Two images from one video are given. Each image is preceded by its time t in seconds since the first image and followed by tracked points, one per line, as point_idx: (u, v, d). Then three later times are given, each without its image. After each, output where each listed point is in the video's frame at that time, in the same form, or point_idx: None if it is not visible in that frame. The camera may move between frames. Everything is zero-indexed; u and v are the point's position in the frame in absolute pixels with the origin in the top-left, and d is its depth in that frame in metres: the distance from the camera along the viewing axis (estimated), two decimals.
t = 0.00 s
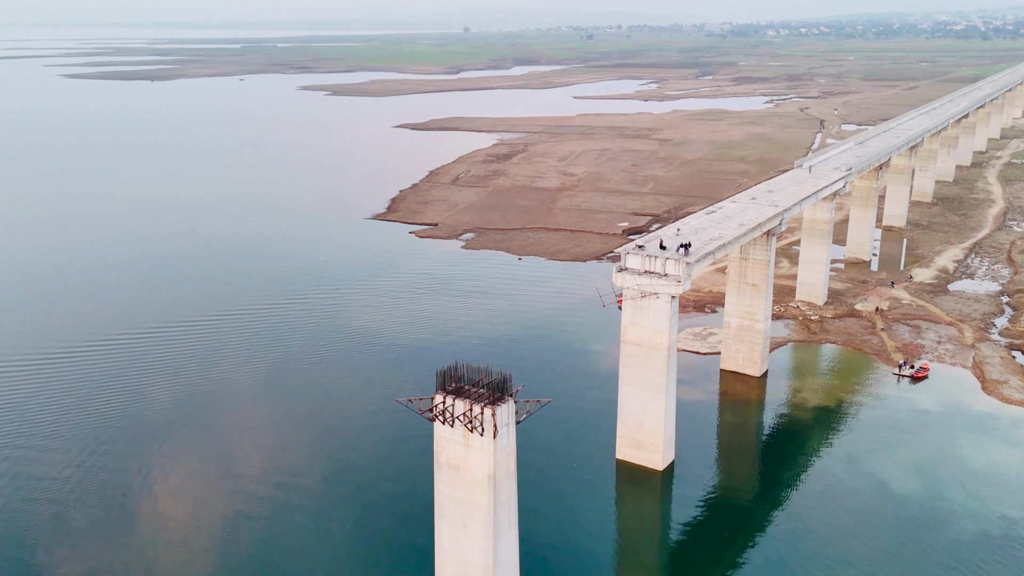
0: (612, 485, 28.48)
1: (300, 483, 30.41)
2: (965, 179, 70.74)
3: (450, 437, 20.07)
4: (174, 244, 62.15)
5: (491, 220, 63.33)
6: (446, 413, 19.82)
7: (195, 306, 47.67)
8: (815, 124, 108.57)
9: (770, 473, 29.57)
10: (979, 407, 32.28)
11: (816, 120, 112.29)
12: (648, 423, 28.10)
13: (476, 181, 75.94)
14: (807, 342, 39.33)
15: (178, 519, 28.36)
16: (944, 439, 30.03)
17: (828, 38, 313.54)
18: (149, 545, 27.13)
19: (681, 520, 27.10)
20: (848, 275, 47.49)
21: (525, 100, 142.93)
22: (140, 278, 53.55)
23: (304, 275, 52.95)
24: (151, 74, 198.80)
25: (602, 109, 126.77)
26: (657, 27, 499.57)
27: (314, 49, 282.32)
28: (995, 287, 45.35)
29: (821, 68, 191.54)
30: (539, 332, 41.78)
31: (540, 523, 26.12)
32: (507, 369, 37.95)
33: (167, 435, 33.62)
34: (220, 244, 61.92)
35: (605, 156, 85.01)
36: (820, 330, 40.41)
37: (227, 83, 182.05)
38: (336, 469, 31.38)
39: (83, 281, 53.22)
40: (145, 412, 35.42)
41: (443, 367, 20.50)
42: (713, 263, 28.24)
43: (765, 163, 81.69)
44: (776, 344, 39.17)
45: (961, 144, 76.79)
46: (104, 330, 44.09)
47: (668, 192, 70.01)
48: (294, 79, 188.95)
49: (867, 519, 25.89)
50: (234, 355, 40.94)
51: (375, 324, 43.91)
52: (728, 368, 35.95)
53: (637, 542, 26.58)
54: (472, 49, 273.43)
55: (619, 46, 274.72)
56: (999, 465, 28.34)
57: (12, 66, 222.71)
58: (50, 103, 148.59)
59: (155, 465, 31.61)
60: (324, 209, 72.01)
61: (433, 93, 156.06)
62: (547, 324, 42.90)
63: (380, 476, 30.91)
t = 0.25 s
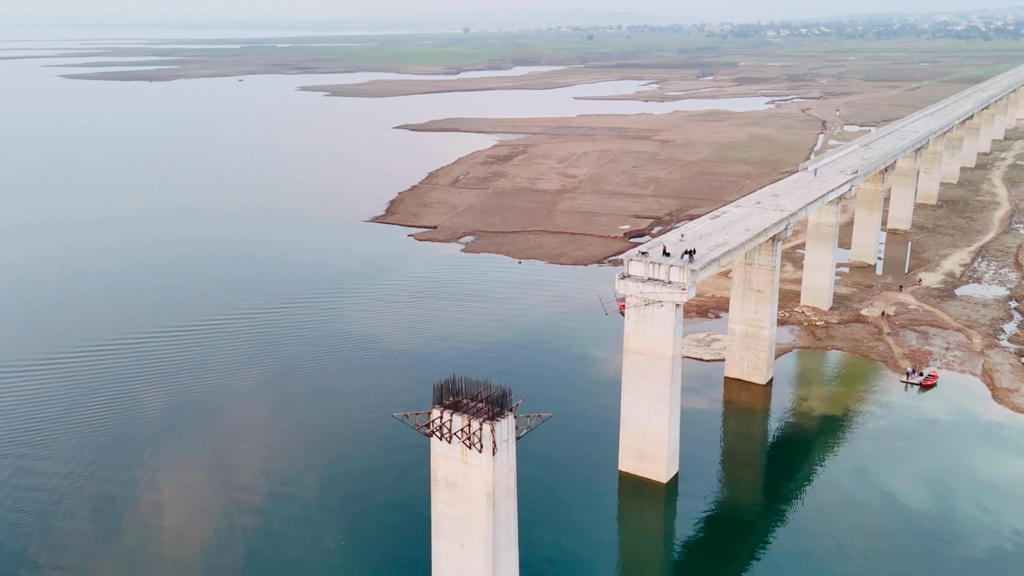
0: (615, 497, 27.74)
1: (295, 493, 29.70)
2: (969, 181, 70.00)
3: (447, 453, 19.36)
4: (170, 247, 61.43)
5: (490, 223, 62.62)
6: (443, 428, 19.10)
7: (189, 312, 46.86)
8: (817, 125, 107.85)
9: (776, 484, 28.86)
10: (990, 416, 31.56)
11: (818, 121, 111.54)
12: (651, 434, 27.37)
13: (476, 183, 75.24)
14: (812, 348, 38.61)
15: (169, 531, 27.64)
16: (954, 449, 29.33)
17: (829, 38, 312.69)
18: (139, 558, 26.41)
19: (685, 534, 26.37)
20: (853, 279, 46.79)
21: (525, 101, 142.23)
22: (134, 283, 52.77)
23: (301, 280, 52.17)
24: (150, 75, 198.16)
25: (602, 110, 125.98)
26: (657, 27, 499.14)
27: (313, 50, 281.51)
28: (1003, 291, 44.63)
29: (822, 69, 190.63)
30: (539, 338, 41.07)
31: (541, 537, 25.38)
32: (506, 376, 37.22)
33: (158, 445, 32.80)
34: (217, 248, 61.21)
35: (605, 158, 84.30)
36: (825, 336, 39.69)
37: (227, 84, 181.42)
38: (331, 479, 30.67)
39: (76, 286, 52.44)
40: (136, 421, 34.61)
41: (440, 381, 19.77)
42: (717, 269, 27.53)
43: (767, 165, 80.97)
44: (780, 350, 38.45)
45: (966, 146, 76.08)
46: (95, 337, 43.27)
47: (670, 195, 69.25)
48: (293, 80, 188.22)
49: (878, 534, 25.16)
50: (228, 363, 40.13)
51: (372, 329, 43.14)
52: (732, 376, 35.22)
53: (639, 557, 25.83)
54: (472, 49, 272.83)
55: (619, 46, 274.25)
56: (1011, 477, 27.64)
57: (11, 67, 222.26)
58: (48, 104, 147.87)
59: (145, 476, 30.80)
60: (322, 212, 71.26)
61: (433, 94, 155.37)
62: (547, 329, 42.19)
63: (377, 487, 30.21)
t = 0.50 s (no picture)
0: (617, 508, 27.06)
1: (290, 503, 29.01)
2: (973, 183, 69.34)
3: (445, 469, 18.72)
4: (166, 250, 60.71)
5: (490, 225, 61.97)
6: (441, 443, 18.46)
7: (184, 316, 46.13)
8: (818, 126, 107.19)
9: (783, 495, 28.17)
10: (1000, 425, 30.93)
11: (820, 122, 110.90)
12: (654, 444, 26.71)
13: (475, 185, 74.58)
14: (817, 354, 37.96)
15: (161, 542, 26.97)
16: (964, 460, 28.71)
17: (829, 38, 312.07)
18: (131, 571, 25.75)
19: (690, 548, 25.69)
20: (858, 283, 46.15)
21: (525, 101, 141.52)
22: (129, 287, 52.05)
23: (298, 284, 51.43)
24: (148, 76, 197.46)
25: (602, 111, 125.29)
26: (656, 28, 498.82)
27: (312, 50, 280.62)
28: (1010, 295, 43.99)
29: (823, 69, 189.96)
30: (539, 344, 40.42)
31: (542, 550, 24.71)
32: (507, 384, 36.58)
33: (150, 454, 32.09)
34: (213, 251, 60.51)
35: (606, 159, 83.66)
36: (830, 342, 39.04)
37: (225, 85, 180.65)
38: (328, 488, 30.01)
39: (71, 290, 51.74)
40: (128, 430, 33.88)
41: (438, 394, 19.14)
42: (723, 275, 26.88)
43: (769, 166, 80.32)
44: (784, 356, 37.79)
45: (970, 147, 75.42)
46: (88, 342, 42.57)
47: (671, 197, 68.57)
48: (293, 80, 187.53)
49: (888, 549, 24.54)
50: (223, 368, 39.39)
51: (370, 335, 42.42)
52: (736, 383, 34.58)
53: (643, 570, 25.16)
54: (472, 49, 272.20)
55: (619, 47, 273.72)
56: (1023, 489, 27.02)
57: (10, 68, 221.63)
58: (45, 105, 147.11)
59: (136, 487, 30.06)
60: (320, 214, 70.54)
61: (433, 94, 154.68)
62: (547, 334, 41.53)
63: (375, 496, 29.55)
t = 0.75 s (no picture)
0: (620, 522, 26.32)
1: (284, 516, 28.27)
2: (978, 186, 68.65)
3: (442, 489, 18.07)
4: (162, 253, 59.98)
5: (490, 229, 61.27)
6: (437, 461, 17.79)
7: (178, 321, 45.39)
8: (821, 128, 106.45)
9: (789, 509, 27.45)
10: (1012, 435, 30.23)
11: (822, 123, 110.18)
12: (658, 457, 25.99)
13: (475, 188, 73.88)
14: (823, 362, 37.24)
15: (152, 556, 26.25)
16: (976, 472, 28.03)
17: (830, 40, 311.68)
18: None
19: (695, 564, 24.96)
20: (864, 288, 45.45)
21: (525, 103, 140.87)
22: (124, 290, 51.30)
23: (294, 288, 50.69)
24: (147, 77, 196.87)
25: (602, 113, 124.65)
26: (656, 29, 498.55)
27: (311, 51, 280.16)
28: (1018, 301, 43.27)
29: (824, 71, 189.36)
30: (540, 351, 39.69)
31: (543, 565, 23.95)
32: (506, 392, 35.85)
33: (142, 463, 31.42)
34: (209, 254, 59.77)
35: (607, 162, 82.96)
36: (836, 349, 38.33)
37: (224, 86, 179.97)
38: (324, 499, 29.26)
39: (65, 293, 51.01)
40: (119, 440, 33.12)
41: (434, 410, 18.47)
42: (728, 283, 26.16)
43: (772, 168, 79.63)
44: (790, 364, 37.08)
45: (974, 150, 74.73)
46: (81, 348, 41.88)
47: (673, 200, 67.87)
48: (292, 82, 186.91)
49: (900, 565, 23.86)
50: (216, 376, 38.63)
51: (367, 341, 41.67)
52: (741, 393, 33.86)
53: None
54: (472, 51, 271.72)
55: (619, 48, 273.24)
56: None
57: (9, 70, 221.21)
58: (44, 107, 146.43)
59: (126, 499, 29.29)
60: (319, 216, 69.81)
61: (433, 96, 154.09)
62: (548, 341, 40.81)
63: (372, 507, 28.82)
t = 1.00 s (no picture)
0: (624, 536, 25.67)
1: (279, 527, 27.60)
2: (982, 188, 68.02)
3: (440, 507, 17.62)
4: (158, 256, 59.25)
5: (490, 232, 60.63)
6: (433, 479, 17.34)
7: (172, 327, 44.72)
8: (823, 129, 105.89)
9: (796, 522, 26.81)
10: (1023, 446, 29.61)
11: (824, 125, 109.61)
12: (662, 470, 25.34)
13: (475, 190, 73.27)
14: (828, 369, 36.61)
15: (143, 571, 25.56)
16: (987, 485, 27.43)
17: (830, 42, 311.51)
18: None
19: None
20: (869, 293, 44.84)
21: (525, 104, 140.25)
22: (119, 295, 50.64)
23: (292, 292, 50.03)
24: (146, 78, 196.16)
25: (603, 114, 124.05)
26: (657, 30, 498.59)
27: (311, 52, 279.62)
28: None
29: (825, 72, 188.69)
30: (541, 357, 39.07)
31: None
32: (506, 400, 35.23)
33: (134, 473, 30.80)
34: (206, 257, 59.05)
35: (607, 164, 82.35)
36: (841, 356, 37.71)
37: (223, 87, 179.21)
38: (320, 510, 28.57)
39: (59, 297, 50.38)
40: (110, 449, 32.46)
41: (428, 427, 17.98)
42: (734, 291, 25.51)
43: (774, 170, 79.03)
44: (794, 371, 36.45)
45: (978, 152, 74.14)
46: (74, 353, 41.27)
47: (675, 202, 67.25)
48: (291, 83, 186.18)
49: None
50: (211, 382, 37.96)
51: (365, 347, 41.00)
52: (745, 401, 33.22)
53: None
54: (473, 52, 271.02)
55: (620, 50, 272.84)
56: None
57: (7, 71, 220.23)
58: (42, 108, 145.86)
59: (117, 510, 28.61)
60: (317, 219, 69.18)
61: (433, 97, 153.54)
62: (549, 347, 40.18)
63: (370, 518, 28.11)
